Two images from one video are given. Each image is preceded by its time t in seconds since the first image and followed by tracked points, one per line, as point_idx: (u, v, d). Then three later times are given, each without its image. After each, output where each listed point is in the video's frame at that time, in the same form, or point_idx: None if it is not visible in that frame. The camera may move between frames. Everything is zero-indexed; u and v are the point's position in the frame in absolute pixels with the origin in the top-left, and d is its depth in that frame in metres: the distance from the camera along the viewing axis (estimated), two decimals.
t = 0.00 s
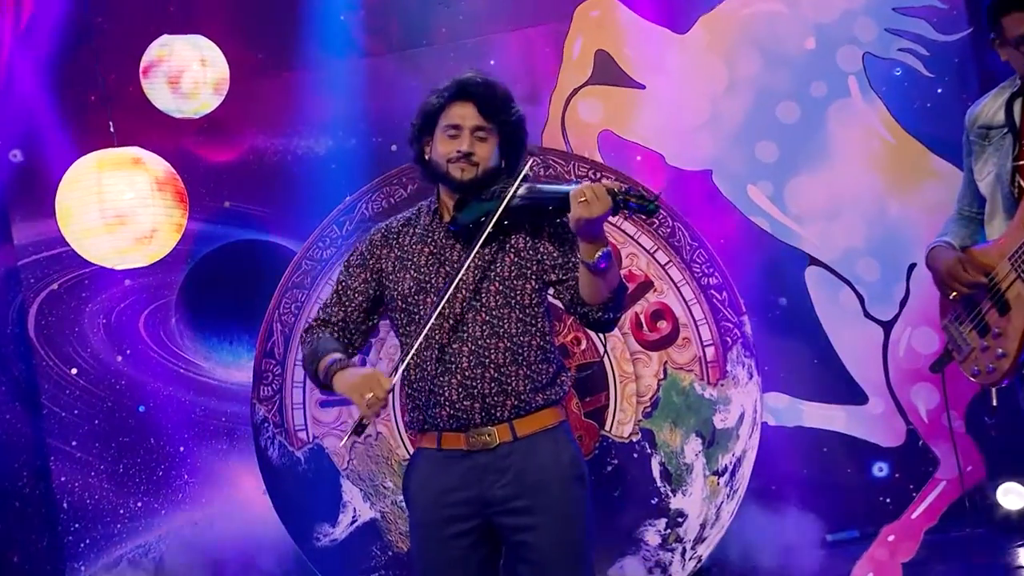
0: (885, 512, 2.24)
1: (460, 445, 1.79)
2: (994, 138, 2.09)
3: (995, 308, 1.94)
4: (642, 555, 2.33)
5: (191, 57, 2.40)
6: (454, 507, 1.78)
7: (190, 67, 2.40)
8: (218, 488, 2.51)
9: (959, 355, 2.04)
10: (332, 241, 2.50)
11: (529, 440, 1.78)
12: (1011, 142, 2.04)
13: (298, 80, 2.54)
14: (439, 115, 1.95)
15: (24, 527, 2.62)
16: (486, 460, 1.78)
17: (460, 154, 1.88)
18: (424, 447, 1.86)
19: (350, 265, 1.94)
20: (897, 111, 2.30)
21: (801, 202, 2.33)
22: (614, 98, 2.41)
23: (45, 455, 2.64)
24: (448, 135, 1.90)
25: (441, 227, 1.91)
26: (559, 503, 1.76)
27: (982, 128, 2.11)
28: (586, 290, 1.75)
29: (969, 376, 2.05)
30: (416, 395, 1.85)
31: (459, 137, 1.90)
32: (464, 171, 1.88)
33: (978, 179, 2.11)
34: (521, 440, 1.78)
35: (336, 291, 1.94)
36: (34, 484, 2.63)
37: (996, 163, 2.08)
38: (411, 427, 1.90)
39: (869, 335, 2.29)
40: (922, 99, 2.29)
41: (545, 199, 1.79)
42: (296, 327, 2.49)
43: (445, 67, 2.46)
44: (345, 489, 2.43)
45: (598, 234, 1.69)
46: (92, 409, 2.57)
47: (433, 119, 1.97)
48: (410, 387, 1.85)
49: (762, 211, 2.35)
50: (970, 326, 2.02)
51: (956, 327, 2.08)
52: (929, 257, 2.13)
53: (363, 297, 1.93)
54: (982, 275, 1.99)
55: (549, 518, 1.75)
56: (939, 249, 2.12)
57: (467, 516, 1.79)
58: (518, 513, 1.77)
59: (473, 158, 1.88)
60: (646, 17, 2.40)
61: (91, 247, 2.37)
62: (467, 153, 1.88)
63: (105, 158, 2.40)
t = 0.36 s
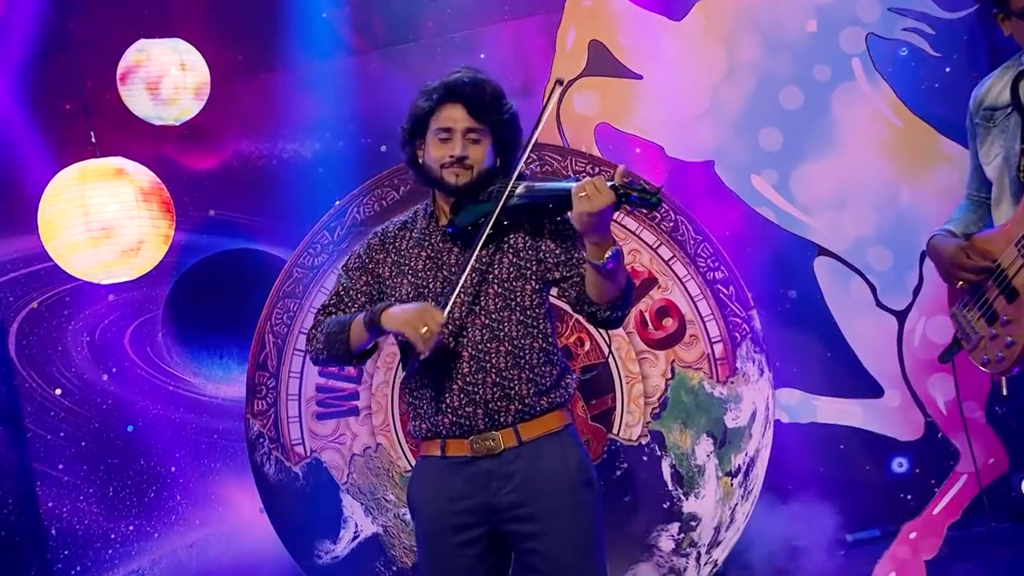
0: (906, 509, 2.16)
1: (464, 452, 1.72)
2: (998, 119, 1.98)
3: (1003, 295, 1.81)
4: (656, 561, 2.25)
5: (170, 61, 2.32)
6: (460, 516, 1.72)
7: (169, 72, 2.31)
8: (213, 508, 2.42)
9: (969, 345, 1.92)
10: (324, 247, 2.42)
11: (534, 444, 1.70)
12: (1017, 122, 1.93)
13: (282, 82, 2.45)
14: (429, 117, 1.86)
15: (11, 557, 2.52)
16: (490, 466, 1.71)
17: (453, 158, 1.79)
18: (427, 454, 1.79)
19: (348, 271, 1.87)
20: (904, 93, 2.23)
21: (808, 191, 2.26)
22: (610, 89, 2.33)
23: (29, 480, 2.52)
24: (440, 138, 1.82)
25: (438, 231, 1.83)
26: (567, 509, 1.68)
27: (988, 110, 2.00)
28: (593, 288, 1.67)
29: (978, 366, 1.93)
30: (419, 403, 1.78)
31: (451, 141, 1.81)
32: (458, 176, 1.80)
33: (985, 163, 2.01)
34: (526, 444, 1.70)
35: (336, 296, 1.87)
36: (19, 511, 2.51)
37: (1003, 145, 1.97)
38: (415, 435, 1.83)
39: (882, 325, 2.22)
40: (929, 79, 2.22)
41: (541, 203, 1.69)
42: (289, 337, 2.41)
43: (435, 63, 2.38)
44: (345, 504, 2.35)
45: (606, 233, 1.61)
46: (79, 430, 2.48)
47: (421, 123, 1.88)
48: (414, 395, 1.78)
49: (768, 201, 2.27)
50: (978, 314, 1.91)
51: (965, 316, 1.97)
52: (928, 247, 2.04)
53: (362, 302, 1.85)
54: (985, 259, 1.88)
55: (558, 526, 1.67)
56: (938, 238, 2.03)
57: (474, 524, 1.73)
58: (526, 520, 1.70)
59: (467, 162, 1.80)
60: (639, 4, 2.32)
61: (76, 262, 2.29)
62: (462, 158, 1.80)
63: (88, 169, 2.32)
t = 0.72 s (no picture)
0: (931, 505, 2.09)
1: (475, 458, 1.65)
2: (1001, 100, 2.11)
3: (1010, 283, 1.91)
4: (673, 567, 2.17)
5: (151, 65, 2.24)
6: (472, 523, 1.66)
7: (151, 77, 2.25)
8: (211, 528, 2.35)
9: (978, 332, 2.05)
10: (319, 254, 2.35)
11: (546, 447, 1.64)
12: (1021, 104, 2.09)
13: (269, 84, 2.37)
14: (425, 118, 1.77)
15: None
16: (502, 470, 1.65)
17: (453, 161, 1.71)
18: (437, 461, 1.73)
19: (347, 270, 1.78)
20: (914, 73, 2.15)
21: (818, 179, 2.18)
22: (609, 79, 2.24)
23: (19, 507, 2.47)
24: (437, 140, 1.73)
25: (441, 232, 1.75)
26: (583, 513, 1.62)
27: (989, 91, 2.13)
28: (594, 289, 1.62)
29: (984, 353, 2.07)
30: (427, 408, 1.70)
31: (450, 143, 1.73)
32: (459, 178, 1.72)
33: (988, 144, 2.12)
34: (538, 448, 1.64)
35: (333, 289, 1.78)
36: (11, 538, 2.47)
37: (1007, 127, 2.11)
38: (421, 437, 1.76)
39: (899, 314, 2.14)
40: (940, 57, 2.14)
41: (541, 203, 1.65)
42: (286, 348, 2.33)
43: (426, 58, 2.29)
44: (349, 519, 2.27)
45: (605, 233, 1.55)
46: (68, 453, 2.40)
47: (417, 123, 1.79)
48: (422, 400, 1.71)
49: (777, 191, 2.19)
50: (985, 301, 2.02)
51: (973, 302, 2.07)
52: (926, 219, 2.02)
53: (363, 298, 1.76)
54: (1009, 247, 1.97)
55: (574, 529, 1.62)
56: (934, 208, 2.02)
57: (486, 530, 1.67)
58: (541, 524, 1.64)
59: (466, 163, 1.72)
60: None
61: (65, 279, 2.19)
62: (461, 160, 1.72)
63: (74, 182, 2.24)
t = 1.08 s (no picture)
0: (956, 498, 2.01)
1: (485, 463, 1.59)
2: (992, 81, 2.01)
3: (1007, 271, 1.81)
4: (691, 570, 2.11)
5: (133, 70, 2.17)
6: (485, 530, 1.60)
7: (134, 82, 2.17)
8: (210, 546, 2.30)
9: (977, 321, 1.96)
10: (314, 259, 2.29)
11: (558, 449, 1.58)
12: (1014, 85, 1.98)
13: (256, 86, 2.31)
14: (418, 119, 1.70)
15: None
16: (513, 476, 1.58)
17: (448, 161, 1.63)
18: (445, 467, 1.66)
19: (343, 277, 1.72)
20: (924, 52, 2.07)
21: (827, 164, 2.11)
22: (608, 70, 2.19)
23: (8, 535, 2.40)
24: (432, 141, 1.67)
25: (440, 234, 1.68)
26: (599, 517, 1.55)
27: (981, 72, 2.02)
28: (601, 286, 1.53)
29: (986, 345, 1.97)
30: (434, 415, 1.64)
31: (444, 143, 1.66)
32: (455, 179, 1.64)
33: (980, 126, 2.02)
34: (549, 450, 1.58)
35: (326, 297, 1.71)
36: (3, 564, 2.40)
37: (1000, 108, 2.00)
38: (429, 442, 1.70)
39: (915, 301, 2.07)
40: (951, 35, 2.06)
41: (541, 201, 1.59)
42: (283, 358, 2.26)
43: (417, 53, 2.22)
44: (355, 531, 2.21)
45: (609, 228, 1.47)
46: (60, 475, 2.37)
47: (409, 124, 1.72)
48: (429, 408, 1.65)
49: (785, 178, 2.12)
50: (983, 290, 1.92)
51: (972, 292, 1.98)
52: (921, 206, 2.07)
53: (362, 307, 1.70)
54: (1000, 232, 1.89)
55: (589, 534, 1.55)
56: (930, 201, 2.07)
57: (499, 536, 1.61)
58: (555, 529, 1.58)
59: (462, 163, 1.65)
60: None
61: (55, 294, 2.13)
62: (456, 160, 1.64)
63: (60, 193, 2.16)
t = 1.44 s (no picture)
0: (982, 490, 1.95)
1: (497, 468, 1.54)
2: (978, 75, 1.96)
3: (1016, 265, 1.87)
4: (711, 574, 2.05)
5: (118, 78, 2.12)
6: (498, 536, 1.55)
7: (120, 90, 2.12)
8: (212, 564, 2.27)
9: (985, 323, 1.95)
10: (313, 266, 2.27)
11: (570, 452, 1.53)
12: (1001, 77, 1.93)
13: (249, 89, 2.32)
14: (403, 127, 1.65)
15: None
16: (525, 480, 1.53)
17: (437, 169, 1.58)
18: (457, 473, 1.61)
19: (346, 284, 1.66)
20: (931, 32, 2.00)
21: (835, 150, 2.05)
22: (606, 60, 2.15)
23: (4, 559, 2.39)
24: (420, 149, 1.61)
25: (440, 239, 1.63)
26: (614, 518, 1.51)
27: (965, 67, 1.97)
28: (602, 286, 1.48)
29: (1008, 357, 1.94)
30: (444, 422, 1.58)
31: (432, 150, 1.60)
32: (448, 186, 1.59)
33: (969, 120, 1.97)
34: (561, 453, 1.53)
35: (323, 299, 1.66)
36: None
37: (989, 101, 1.95)
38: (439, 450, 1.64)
39: (933, 288, 1.99)
40: (960, 12, 1.98)
41: (542, 199, 1.53)
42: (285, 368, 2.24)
43: (408, 48, 2.22)
44: (364, 544, 2.16)
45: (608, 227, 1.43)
46: (56, 498, 2.35)
47: (394, 132, 1.67)
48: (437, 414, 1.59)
49: (793, 166, 2.06)
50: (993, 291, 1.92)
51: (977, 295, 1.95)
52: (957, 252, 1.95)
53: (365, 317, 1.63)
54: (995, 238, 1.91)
55: (605, 536, 1.50)
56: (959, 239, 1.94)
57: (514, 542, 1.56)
58: (570, 533, 1.52)
59: (453, 167, 1.59)
60: None
61: (49, 311, 2.08)
62: (445, 166, 1.59)
63: (51, 207, 2.10)
